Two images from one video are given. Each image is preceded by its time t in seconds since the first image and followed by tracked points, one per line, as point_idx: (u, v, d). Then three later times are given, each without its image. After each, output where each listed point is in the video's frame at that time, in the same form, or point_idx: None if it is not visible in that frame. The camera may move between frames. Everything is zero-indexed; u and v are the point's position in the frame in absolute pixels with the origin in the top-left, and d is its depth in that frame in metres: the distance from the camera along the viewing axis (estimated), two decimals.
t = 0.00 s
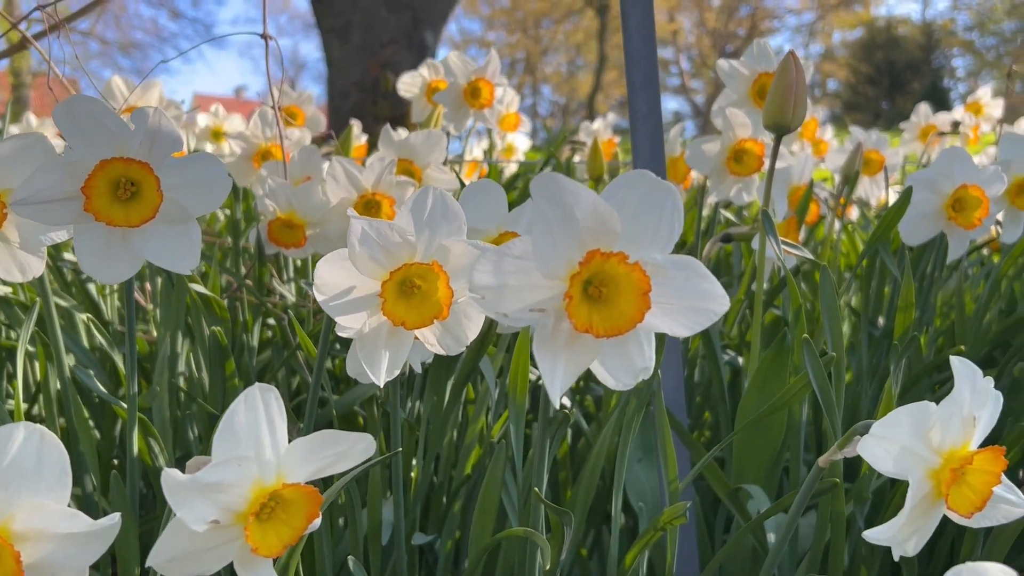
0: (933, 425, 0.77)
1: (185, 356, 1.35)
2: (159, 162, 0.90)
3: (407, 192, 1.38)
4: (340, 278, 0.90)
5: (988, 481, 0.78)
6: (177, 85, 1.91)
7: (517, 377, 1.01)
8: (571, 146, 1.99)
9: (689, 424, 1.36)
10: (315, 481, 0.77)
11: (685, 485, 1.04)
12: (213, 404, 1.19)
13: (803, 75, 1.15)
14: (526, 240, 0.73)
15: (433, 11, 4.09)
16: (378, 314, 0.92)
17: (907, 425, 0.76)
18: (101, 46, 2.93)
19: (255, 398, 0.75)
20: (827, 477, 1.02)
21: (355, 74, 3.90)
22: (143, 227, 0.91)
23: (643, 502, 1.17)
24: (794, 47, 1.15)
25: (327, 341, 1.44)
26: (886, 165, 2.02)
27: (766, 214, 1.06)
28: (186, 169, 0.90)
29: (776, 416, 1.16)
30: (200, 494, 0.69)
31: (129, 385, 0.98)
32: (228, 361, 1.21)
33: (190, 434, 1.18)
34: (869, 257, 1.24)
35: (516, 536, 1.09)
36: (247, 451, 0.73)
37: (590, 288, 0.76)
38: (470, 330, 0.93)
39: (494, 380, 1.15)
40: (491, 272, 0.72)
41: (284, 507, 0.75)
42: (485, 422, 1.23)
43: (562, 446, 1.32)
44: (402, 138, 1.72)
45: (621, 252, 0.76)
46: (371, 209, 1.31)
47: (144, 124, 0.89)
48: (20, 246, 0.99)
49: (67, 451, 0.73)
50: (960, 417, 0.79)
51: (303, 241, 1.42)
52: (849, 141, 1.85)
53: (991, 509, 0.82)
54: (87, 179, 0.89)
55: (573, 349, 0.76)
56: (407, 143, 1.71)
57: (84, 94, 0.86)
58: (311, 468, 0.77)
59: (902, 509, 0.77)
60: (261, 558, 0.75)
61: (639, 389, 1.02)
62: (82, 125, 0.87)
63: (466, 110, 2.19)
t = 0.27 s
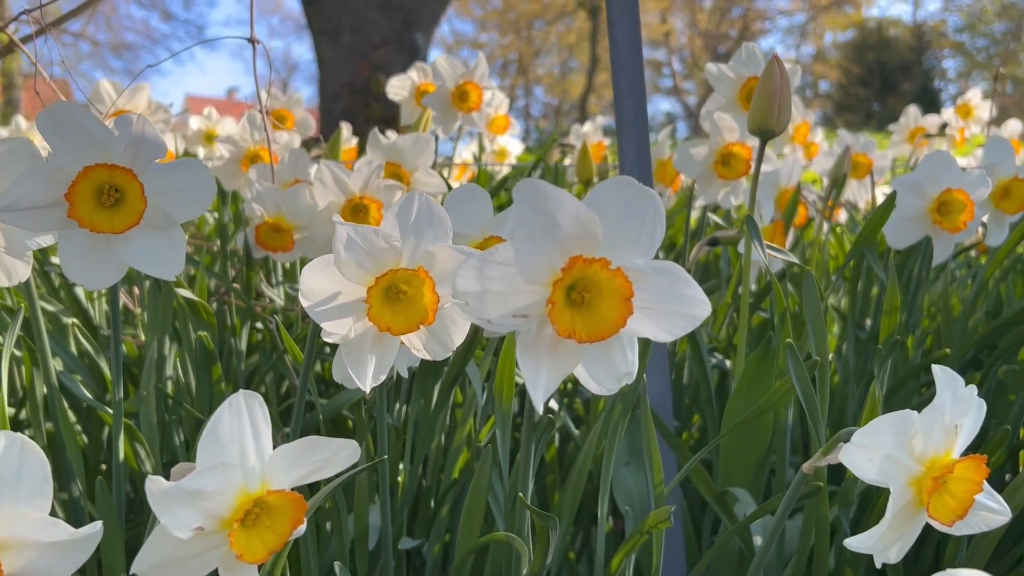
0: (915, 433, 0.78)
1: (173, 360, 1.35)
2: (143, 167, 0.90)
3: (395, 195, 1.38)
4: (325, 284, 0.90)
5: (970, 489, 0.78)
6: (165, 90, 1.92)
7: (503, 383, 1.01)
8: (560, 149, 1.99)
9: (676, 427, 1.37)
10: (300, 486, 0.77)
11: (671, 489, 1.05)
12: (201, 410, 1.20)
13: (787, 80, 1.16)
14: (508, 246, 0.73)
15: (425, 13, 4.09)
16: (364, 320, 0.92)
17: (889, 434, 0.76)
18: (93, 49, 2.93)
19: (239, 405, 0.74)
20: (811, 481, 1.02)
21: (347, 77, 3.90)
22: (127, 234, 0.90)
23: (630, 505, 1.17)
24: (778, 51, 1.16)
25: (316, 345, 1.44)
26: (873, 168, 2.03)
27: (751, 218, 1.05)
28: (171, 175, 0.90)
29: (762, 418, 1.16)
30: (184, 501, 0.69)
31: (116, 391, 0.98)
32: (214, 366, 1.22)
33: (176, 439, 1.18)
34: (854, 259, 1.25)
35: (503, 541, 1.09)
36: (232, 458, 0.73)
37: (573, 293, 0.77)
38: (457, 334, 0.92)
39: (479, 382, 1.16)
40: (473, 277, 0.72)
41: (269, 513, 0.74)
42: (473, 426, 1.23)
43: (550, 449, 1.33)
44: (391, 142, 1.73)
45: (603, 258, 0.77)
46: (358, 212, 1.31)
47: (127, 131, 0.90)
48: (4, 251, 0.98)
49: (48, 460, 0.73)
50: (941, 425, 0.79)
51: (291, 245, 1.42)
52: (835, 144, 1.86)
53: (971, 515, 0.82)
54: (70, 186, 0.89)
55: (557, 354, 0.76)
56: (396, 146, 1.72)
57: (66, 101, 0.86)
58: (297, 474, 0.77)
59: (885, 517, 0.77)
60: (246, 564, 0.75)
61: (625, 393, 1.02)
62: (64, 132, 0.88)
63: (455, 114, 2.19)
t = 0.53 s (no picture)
0: (898, 431, 0.77)
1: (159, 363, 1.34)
2: (123, 168, 0.90)
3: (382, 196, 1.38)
4: (307, 285, 0.89)
5: (954, 488, 0.79)
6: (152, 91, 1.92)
7: (487, 386, 0.99)
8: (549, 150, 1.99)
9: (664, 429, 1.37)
10: (279, 490, 0.77)
11: (657, 490, 1.05)
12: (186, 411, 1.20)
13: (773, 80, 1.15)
14: (488, 247, 0.73)
15: (417, 14, 4.09)
16: (346, 321, 0.91)
17: (871, 433, 0.76)
18: (84, 50, 2.92)
19: (217, 408, 0.74)
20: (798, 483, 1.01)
21: (338, 78, 3.90)
22: (108, 235, 0.90)
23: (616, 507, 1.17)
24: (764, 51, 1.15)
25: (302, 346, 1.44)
26: (860, 169, 2.03)
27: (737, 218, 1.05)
28: (151, 176, 0.89)
29: (750, 418, 1.16)
30: (160, 505, 0.69)
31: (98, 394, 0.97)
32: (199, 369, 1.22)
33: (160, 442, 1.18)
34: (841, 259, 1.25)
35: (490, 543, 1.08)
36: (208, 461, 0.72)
37: (555, 294, 0.76)
38: (441, 336, 0.91)
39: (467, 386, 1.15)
40: (453, 278, 0.72)
41: (247, 517, 0.74)
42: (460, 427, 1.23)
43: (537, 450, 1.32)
44: (379, 143, 1.73)
45: (584, 258, 0.76)
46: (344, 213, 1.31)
47: (107, 132, 0.89)
48: None
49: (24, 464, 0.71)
50: (925, 423, 0.78)
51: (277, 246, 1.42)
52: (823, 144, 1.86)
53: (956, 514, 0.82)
54: (50, 187, 0.88)
55: (538, 355, 0.76)
56: (383, 147, 1.72)
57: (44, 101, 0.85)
58: (275, 477, 0.76)
59: (868, 516, 0.77)
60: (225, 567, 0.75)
61: (610, 394, 1.02)
62: (43, 133, 0.87)
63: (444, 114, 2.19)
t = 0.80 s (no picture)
0: (883, 433, 0.78)
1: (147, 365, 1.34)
2: (111, 170, 0.89)
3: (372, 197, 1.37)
4: (294, 287, 0.89)
5: (940, 489, 0.78)
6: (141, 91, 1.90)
7: (477, 388, 1.00)
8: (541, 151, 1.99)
9: (654, 429, 1.37)
10: (265, 493, 0.76)
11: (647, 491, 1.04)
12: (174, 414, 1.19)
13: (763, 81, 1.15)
14: (476, 248, 0.73)
15: (410, 14, 4.08)
16: (334, 323, 0.91)
17: (858, 433, 0.76)
18: (75, 50, 2.90)
19: (202, 412, 0.73)
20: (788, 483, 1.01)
21: (331, 79, 3.89)
22: (96, 237, 0.89)
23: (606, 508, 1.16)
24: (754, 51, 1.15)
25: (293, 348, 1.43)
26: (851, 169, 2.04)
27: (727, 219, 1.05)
28: (139, 178, 0.89)
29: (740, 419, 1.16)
30: (145, 509, 0.68)
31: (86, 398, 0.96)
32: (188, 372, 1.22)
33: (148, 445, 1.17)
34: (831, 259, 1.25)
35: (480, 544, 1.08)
36: (195, 465, 0.72)
37: (542, 295, 0.76)
38: (429, 338, 0.91)
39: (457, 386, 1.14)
40: (440, 280, 0.71)
41: (233, 521, 0.74)
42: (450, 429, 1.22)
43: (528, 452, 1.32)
44: (369, 145, 1.73)
45: (571, 260, 0.76)
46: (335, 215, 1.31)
47: (94, 133, 0.88)
48: None
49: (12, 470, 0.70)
50: (910, 424, 0.79)
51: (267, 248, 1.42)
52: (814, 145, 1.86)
53: (943, 515, 0.82)
54: (36, 189, 0.87)
55: (526, 357, 0.75)
56: (374, 149, 1.71)
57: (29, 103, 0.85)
58: (262, 481, 0.76)
59: (855, 517, 0.77)
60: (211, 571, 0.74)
61: (599, 396, 1.02)
62: (29, 134, 0.86)
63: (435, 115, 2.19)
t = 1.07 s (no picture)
0: (869, 436, 0.78)
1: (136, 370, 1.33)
2: (94, 174, 0.89)
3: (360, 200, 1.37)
4: (279, 291, 0.89)
5: (926, 492, 0.79)
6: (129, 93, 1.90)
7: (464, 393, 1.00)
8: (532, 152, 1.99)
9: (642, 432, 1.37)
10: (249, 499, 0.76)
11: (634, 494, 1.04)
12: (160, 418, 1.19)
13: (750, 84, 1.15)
14: (458, 254, 0.73)
15: (403, 15, 4.08)
16: (318, 328, 0.91)
17: (843, 438, 0.76)
18: (66, 51, 2.90)
19: (185, 418, 0.74)
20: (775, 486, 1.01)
21: (324, 80, 3.89)
22: (79, 242, 0.89)
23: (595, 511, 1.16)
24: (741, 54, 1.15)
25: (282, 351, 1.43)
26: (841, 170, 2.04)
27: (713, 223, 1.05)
28: (121, 183, 0.88)
29: (728, 421, 1.16)
30: (127, 516, 0.68)
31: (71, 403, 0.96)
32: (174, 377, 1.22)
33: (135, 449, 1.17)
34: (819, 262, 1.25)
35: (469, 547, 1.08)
36: (177, 471, 0.72)
37: (525, 301, 0.76)
38: (414, 342, 0.91)
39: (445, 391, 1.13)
40: (422, 285, 0.71)
41: (217, 527, 0.73)
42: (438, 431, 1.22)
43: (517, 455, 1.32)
44: (358, 147, 1.72)
45: (554, 265, 0.76)
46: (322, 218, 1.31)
47: (76, 138, 0.89)
48: None
49: None
50: (896, 428, 0.79)
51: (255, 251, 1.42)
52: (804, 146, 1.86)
53: (929, 518, 0.82)
54: (18, 194, 0.87)
55: (508, 362, 0.75)
56: (363, 151, 1.71)
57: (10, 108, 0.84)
58: (244, 487, 0.76)
59: (841, 521, 0.77)
60: None
61: (586, 398, 1.02)
62: (10, 140, 0.86)
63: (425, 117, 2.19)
